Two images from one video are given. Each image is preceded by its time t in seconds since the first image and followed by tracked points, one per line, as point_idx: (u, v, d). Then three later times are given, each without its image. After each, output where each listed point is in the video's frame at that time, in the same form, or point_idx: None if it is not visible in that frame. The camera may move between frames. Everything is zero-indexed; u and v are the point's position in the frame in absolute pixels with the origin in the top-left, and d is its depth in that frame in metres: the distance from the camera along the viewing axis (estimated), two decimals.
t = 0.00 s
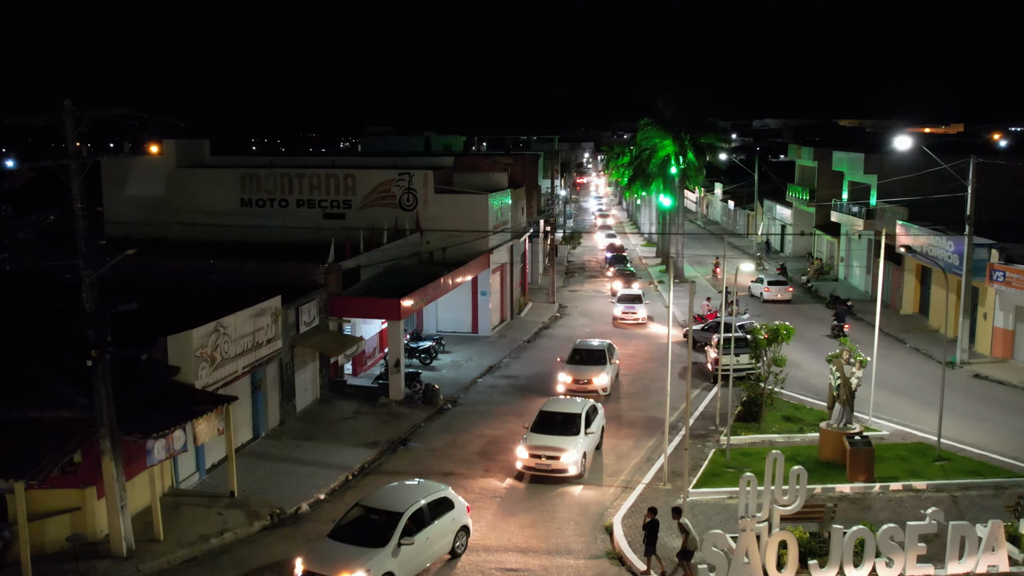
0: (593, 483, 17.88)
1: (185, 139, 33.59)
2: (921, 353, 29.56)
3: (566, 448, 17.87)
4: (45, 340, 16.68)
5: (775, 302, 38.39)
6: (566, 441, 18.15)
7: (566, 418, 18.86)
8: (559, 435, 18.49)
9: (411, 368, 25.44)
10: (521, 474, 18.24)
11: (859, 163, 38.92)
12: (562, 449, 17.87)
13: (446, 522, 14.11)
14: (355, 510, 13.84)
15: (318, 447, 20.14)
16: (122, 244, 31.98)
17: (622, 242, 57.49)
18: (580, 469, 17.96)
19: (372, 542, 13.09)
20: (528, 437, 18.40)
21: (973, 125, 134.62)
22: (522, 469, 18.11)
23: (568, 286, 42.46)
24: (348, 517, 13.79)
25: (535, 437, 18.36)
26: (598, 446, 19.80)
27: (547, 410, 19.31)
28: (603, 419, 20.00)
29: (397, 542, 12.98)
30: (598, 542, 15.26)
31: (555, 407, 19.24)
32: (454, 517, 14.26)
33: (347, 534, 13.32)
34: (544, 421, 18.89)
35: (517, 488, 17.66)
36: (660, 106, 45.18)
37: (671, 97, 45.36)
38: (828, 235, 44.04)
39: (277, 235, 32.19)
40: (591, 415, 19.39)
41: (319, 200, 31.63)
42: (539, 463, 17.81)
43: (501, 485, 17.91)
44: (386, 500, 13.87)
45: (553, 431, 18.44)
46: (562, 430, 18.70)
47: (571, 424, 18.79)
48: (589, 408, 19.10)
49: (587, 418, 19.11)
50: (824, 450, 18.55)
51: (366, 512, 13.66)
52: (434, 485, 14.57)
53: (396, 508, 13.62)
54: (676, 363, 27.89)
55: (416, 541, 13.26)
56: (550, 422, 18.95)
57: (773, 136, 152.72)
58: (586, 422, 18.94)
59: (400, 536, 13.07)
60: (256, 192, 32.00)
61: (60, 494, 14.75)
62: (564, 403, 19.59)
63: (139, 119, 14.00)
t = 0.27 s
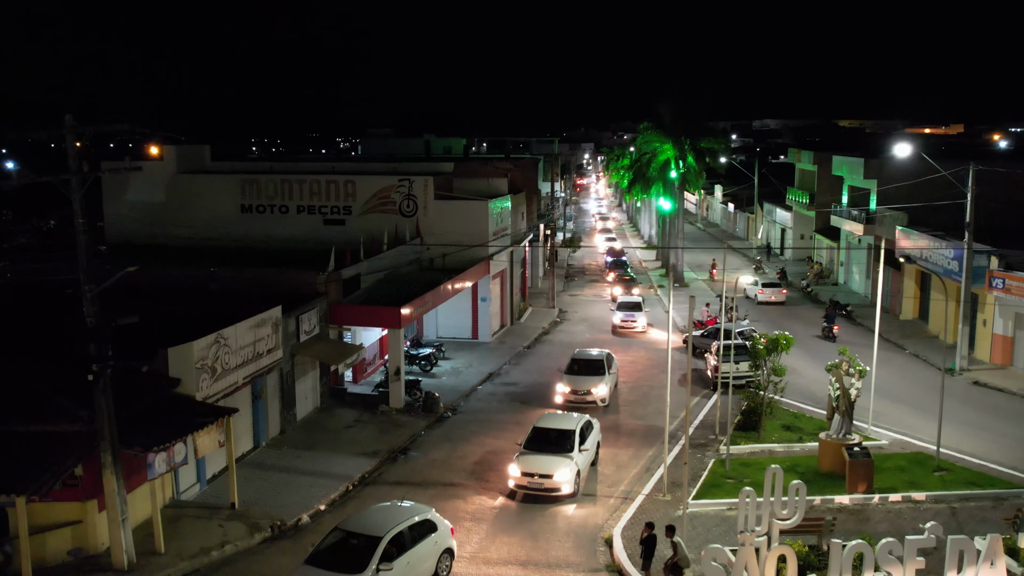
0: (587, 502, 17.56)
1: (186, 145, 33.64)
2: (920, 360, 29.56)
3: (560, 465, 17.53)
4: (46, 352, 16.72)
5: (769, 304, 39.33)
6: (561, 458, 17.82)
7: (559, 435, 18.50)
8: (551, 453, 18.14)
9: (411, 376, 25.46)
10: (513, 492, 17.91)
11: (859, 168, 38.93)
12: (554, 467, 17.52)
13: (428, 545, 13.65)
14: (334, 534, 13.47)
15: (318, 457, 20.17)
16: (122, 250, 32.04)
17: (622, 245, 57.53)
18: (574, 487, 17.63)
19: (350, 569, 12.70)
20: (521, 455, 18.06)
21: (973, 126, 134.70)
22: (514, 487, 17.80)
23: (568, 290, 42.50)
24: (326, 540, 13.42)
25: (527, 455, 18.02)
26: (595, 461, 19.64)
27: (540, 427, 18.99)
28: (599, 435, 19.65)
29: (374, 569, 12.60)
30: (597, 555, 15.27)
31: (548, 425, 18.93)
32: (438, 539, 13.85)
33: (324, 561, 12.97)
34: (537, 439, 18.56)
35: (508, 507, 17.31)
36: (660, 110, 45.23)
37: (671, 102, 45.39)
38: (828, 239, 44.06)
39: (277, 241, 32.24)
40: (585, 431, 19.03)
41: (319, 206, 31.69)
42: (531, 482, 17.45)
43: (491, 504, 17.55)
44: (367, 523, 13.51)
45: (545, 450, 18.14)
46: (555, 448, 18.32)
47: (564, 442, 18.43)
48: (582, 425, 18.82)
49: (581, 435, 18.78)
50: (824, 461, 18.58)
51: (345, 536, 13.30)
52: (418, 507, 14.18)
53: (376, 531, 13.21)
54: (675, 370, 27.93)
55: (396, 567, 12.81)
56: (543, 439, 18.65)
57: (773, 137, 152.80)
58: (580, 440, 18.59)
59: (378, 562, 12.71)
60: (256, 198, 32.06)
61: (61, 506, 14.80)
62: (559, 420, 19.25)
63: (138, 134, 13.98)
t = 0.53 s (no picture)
0: (579, 522, 17.15)
1: (187, 151, 33.64)
2: (920, 366, 29.61)
3: (551, 485, 17.14)
4: (48, 365, 16.75)
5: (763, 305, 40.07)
6: (553, 477, 17.39)
7: (553, 452, 18.17)
8: (545, 470, 17.76)
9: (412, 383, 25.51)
10: (505, 511, 17.54)
11: (858, 173, 39.00)
12: (546, 487, 17.14)
13: (410, 569, 13.44)
14: (315, 558, 13.38)
15: (318, 466, 20.22)
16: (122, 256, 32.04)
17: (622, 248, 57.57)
18: (566, 507, 17.23)
19: None
20: (512, 473, 17.68)
21: (973, 128, 134.85)
22: (506, 506, 17.40)
23: (568, 294, 42.55)
24: (307, 565, 13.34)
25: (520, 473, 17.63)
26: (590, 478, 19.34)
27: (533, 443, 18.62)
28: (594, 451, 19.35)
29: None
30: (596, 568, 15.31)
31: (542, 441, 18.56)
32: (422, 563, 13.68)
33: None
34: (531, 454, 18.18)
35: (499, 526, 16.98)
36: (660, 114, 45.25)
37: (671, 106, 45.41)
38: (828, 243, 44.13)
39: (277, 247, 32.29)
40: (580, 448, 18.71)
41: (319, 212, 31.71)
42: (522, 502, 17.02)
43: (482, 523, 17.22)
44: (349, 547, 13.40)
45: (537, 468, 17.71)
46: (547, 465, 17.97)
47: (557, 459, 18.08)
48: (574, 443, 18.38)
49: (575, 451, 18.48)
50: (823, 472, 18.63)
51: (325, 561, 13.18)
52: (403, 532, 14.00)
53: (355, 557, 13.08)
54: (675, 377, 27.98)
55: None
56: (537, 456, 18.28)
57: (773, 138, 152.87)
58: (574, 457, 18.21)
59: None
60: (257, 205, 32.09)
61: (62, 520, 14.83)
62: (553, 436, 18.91)
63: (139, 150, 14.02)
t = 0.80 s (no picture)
0: (571, 545, 16.68)
1: (187, 157, 33.65)
2: (919, 372, 29.64)
3: (543, 506, 16.63)
4: (49, 376, 16.77)
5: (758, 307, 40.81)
6: (544, 497, 16.90)
7: (545, 471, 17.71)
8: (537, 490, 17.29)
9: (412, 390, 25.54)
10: (495, 532, 17.04)
11: (858, 178, 39.05)
12: (538, 508, 16.64)
13: None
14: None
15: (319, 475, 20.26)
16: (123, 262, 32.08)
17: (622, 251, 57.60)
18: (558, 529, 16.73)
19: None
20: (503, 493, 17.21)
21: (973, 129, 134.88)
22: (496, 528, 16.89)
23: (568, 299, 42.60)
24: None
25: (510, 493, 17.15)
26: (585, 497, 18.85)
27: (525, 462, 18.16)
28: (588, 469, 18.91)
29: None
30: None
31: (534, 459, 18.12)
32: None
33: None
34: (523, 473, 17.75)
35: (490, 548, 16.49)
36: (660, 119, 45.28)
37: (671, 110, 45.44)
38: (828, 247, 44.18)
39: (278, 253, 32.33)
40: (574, 466, 18.27)
41: (319, 218, 31.74)
42: (512, 523, 16.54)
43: (471, 545, 16.75)
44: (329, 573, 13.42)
45: (529, 488, 17.26)
46: (540, 483, 17.51)
47: (550, 477, 17.64)
48: (567, 461, 17.91)
49: (569, 470, 18.03)
50: (822, 481, 18.66)
51: None
52: (387, 556, 13.96)
53: None
54: (675, 383, 28.03)
55: None
56: (529, 475, 17.83)
57: (773, 138, 152.91)
58: (568, 476, 17.76)
59: None
60: (257, 210, 32.13)
61: (63, 532, 14.87)
62: (546, 453, 18.50)
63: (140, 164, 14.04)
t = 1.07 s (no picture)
0: (560, 568, 16.21)
1: (186, 162, 33.66)
2: (918, 379, 29.65)
3: (531, 529, 16.20)
4: (48, 388, 16.77)
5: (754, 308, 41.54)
6: (531, 520, 16.47)
7: (535, 492, 17.28)
8: (526, 512, 16.87)
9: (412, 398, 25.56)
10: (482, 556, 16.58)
11: (858, 183, 39.09)
12: (526, 530, 16.22)
13: None
14: None
15: (319, 485, 20.29)
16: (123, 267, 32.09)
17: (622, 254, 57.62)
18: (547, 552, 16.27)
19: None
20: (491, 515, 16.81)
21: (973, 129, 134.98)
22: (483, 551, 16.43)
23: (568, 303, 42.65)
24: None
25: (497, 515, 16.74)
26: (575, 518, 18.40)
27: (513, 483, 17.76)
28: (579, 490, 18.47)
29: None
30: None
31: (524, 480, 17.76)
32: None
33: None
34: (511, 495, 17.32)
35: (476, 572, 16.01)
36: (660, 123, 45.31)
37: (671, 114, 45.47)
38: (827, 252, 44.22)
39: (278, 259, 32.35)
40: (564, 487, 17.81)
41: (319, 224, 31.76)
42: (500, 546, 16.12)
43: (456, 569, 16.27)
44: None
45: (517, 510, 16.83)
46: (529, 503, 17.12)
47: (539, 498, 17.27)
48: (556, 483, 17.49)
49: (558, 491, 17.57)
50: (821, 492, 18.68)
51: None
52: None
53: None
54: (675, 390, 28.07)
55: None
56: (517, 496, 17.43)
57: (773, 139, 152.97)
58: (557, 498, 17.31)
59: None
60: (257, 216, 32.15)
61: (63, 545, 14.87)
62: (536, 473, 18.12)
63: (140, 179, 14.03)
